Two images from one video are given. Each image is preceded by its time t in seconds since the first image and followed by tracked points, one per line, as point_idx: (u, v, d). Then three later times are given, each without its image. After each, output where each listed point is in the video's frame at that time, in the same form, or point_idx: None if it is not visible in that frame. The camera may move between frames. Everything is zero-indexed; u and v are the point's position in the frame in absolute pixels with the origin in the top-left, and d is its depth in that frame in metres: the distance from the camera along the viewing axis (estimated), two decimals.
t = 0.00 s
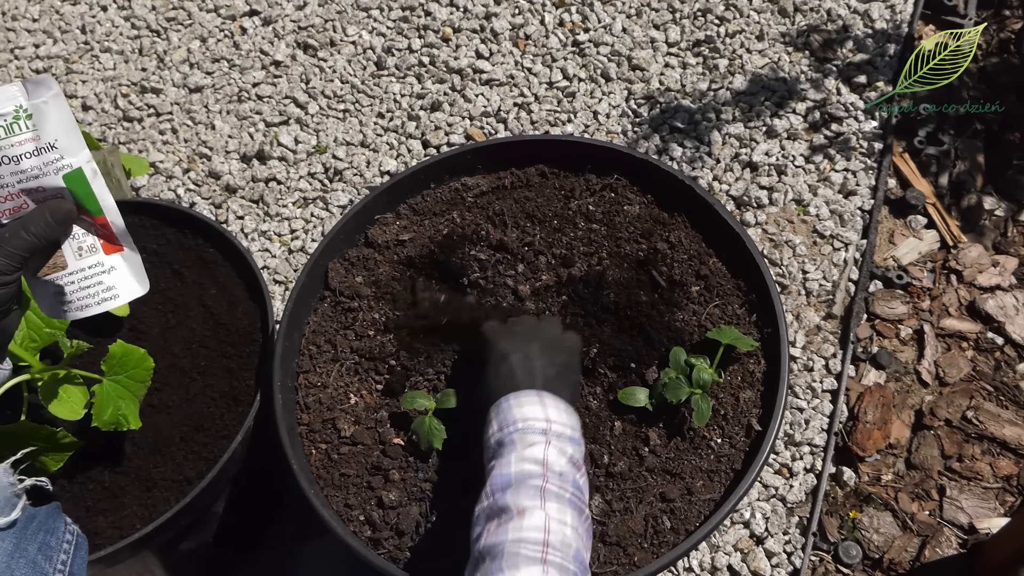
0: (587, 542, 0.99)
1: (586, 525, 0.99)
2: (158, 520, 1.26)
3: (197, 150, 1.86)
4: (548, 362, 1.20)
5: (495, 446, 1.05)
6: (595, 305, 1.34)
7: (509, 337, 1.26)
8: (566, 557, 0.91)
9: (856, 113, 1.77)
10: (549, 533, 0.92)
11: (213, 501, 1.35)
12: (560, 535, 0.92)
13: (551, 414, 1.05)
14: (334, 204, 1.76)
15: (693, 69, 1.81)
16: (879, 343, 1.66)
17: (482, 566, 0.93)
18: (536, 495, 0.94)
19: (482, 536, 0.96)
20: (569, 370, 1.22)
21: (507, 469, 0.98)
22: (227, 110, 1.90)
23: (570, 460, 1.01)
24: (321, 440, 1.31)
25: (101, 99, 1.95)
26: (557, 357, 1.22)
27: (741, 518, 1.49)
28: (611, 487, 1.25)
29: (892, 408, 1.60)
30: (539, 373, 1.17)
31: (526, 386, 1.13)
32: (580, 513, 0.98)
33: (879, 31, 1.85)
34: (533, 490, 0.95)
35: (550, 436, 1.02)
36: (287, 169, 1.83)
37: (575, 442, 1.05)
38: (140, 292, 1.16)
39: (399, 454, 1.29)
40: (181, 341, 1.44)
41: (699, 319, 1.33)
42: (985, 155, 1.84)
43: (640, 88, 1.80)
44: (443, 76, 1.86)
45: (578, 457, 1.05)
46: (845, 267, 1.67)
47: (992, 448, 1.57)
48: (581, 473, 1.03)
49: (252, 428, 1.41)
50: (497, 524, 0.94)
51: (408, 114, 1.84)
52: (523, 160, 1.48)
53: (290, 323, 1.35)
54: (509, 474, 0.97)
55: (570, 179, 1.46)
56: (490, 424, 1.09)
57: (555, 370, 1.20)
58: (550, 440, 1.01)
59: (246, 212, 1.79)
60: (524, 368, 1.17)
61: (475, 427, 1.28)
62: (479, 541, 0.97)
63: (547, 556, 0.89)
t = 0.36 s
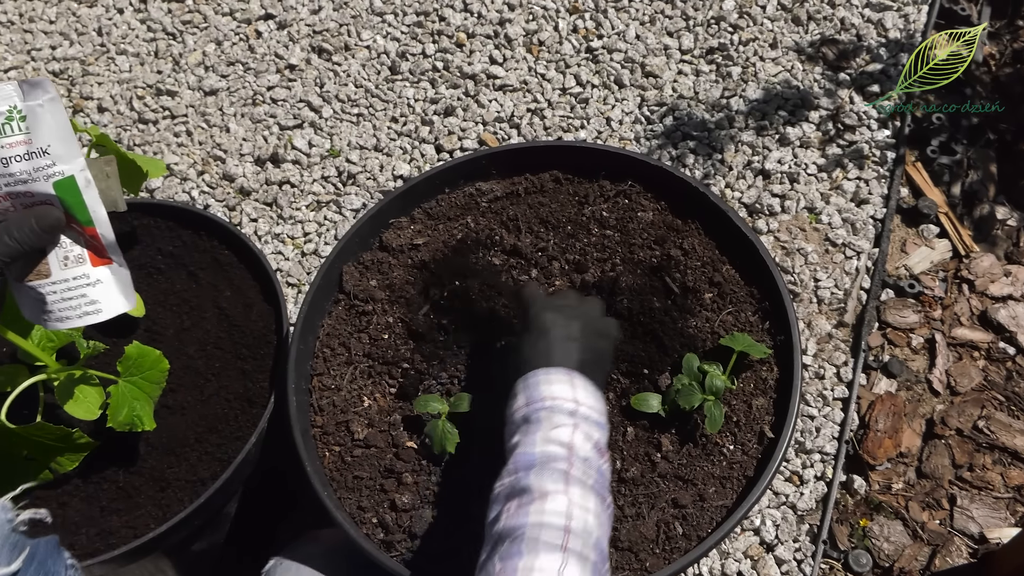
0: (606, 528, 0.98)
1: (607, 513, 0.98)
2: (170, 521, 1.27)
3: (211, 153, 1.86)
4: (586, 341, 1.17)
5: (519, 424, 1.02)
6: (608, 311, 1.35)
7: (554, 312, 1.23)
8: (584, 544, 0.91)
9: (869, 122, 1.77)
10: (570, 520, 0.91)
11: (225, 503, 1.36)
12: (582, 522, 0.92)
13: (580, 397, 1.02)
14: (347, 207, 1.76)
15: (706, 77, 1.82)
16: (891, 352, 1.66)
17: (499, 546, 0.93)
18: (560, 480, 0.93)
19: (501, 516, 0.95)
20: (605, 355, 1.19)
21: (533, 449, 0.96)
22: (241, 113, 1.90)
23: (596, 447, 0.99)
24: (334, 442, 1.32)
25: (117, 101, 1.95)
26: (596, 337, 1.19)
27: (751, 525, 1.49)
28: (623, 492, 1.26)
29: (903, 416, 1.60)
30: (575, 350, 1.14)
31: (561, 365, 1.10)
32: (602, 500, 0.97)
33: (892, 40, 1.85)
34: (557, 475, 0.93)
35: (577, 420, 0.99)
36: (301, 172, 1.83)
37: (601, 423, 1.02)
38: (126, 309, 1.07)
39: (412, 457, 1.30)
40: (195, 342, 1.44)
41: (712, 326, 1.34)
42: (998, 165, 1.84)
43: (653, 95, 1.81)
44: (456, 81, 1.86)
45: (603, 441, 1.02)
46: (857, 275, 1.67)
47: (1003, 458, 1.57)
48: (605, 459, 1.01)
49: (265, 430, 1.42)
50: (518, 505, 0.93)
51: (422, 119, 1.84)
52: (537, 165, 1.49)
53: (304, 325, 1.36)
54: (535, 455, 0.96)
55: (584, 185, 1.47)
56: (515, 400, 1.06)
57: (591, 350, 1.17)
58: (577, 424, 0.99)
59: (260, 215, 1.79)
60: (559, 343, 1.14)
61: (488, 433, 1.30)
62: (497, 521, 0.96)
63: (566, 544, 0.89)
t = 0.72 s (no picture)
0: (578, 471, 1.02)
1: (575, 454, 1.03)
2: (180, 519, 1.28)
3: (223, 153, 1.86)
4: (557, 321, 1.24)
5: (484, 391, 1.10)
6: (618, 315, 1.36)
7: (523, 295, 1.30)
8: (550, 478, 0.96)
9: (879, 130, 1.78)
10: (534, 459, 0.96)
11: (235, 501, 1.36)
12: (546, 458, 0.97)
13: (538, 359, 1.09)
14: (358, 209, 1.77)
15: (717, 83, 1.83)
16: (898, 359, 1.66)
17: (473, 497, 0.98)
18: (521, 427, 0.99)
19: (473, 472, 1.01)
20: (574, 335, 1.26)
21: (495, 409, 1.03)
22: (254, 114, 1.90)
23: (558, 399, 1.05)
24: (345, 442, 1.32)
25: (130, 100, 1.95)
26: (565, 317, 1.27)
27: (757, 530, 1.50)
28: (632, 495, 1.27)
29: (910, 424, 1.60)
30: (544, 326, 1.21)
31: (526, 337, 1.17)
32: (569, 443, 1.03)
33: (903, 49, 1.86)
34: (518, 422, 0.99)
35: (536, 378, 1.06)
36: (312, 173, 1.83)
37: (561, 380, 1.09)
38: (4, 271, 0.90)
39: (422, 457, 1.31)
40: (208, 341, 1.45)
41: (722, 331, 1.34)
42: (1007, 175, 1.85)
43: (664, 101, 1.81)
44: (468, 84, 1.87)
45: (568, 397, 1.09)
46: (866, 283, 1.68)
47: (1009, 467, 1.57)
48: (570, 410, 1.07)
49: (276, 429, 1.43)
50: (485, 457, 0.99)
51: (433, 122, 1.85)
52: (549, 170, 1.50)
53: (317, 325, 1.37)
54: (496, 412, 1.03)
55: (596, 190, 1.48)
56: (481, 374, 1.14)
57: (563, 328, 1.24)
58: (536, 381, 1.06)
59: (271, 216, 1.79)
60: (531, 319, 1.22)
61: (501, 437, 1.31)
62: (470, 476, 1.02)
63: (531, 479, 0.94)
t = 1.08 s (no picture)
0: (622, 527, 1.02)
1: (615, 507, 1.03)
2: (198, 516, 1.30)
3: (243, 155, 1.88)
4: (567, 365, 1.22)
5: (511, 454, 1.09)
6: (634, 324, 1.38)
7: (530, 343, 1.26)
8: (604, 544, 0.96)
9: (893, 146, 1.80)
10: (585, 528, 0.96)
11: (252, 500, 1.38)
12: (594, 525, 0.97)
13: (560, 414, 1.09)
14: (376, 213, 1.78)
15: (733, 96, 1.84)
16: (910, 375, 1.68)
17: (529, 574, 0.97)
18: (562, 492, 0.99)
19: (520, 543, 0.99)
20: (592, 372, 1.25)
21: (528, 474, 1.02)
22: (274, 117, 1.92)
23: (587, 453, 1.05)
24: (363, 443, 1.34)
25: (152, 101, 1.98)
26: (579, 360, 1.25)
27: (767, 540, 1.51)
28: (646, 502, 1.28)
29: (920, 439, 1.62)
30: (558, 376, 1.18)
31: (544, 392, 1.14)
32: (605, 496, 1.03)
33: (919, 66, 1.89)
34: (557, 488, 0.99)
35: (563, 436, 1.06)
36: (331, 177, 1.85)
37: (586, 432, 1.09)
38: None
39: (439, 460, 1.33)
40: (228, 341, 1.47)
41: (737, 343, 1.36)
42: (1020, 194, 1.86)
43: (681, 113, 1.83)
44: (487, 92, 1.88)
45: (597, 449, 1.09)
46: (878, 298, 1.69)
47: (1018, 484, 1.58)
48: (600, 461, 1.08)
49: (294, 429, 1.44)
50: (533, 530, 0.98)
51: (452, 128, 1.87)
52: (569, 179, 1.52)
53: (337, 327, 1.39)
54: (531, 477, 1.02)
55: (614, 200, 1.49)
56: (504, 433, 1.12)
57: (578, 371, 1.23)
58: (562, 438, 1.05)
59: (289, 218, 1.81)
60: (544, 368, 1.19)
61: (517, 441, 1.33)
62: (518, 549, 1.01)
63: (586, 550, 0.94)
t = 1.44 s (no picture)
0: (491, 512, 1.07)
1: (479, 494, 1.08)
2: (244, 505, 1.32)
3: (288, 154, 1.89)
4: (375, 360, 1.24)
5: (355, 475, 1.11)
6: (676, 335, 1.40)
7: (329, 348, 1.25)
8: (481, 538, 0.99)
9: (935, 167, 1.80)
10: (460, 530, 0.99)
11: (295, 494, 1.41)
12: (468, 522, 1.00)
13: (388, 416, 1.12)
14: (417, 216, 1.79)
15: (776, 112, 1.85)
16: (945, 397, 1.67)
17: None
18: (425, 503, 1.02)
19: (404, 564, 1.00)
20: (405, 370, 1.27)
21: (383, 493, 1.05)
22: (319, 117, 1.93)
23: (429, 449, 1.09)
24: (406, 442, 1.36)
25: (200, 97, 1.98)
26: (374, 353, 1.25)
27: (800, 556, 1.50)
28: (684, 512, 1.29)
29: (955, 461, 1.61)
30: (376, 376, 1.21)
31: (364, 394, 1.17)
32: (468, 491, 1.07)
33: (962, 88, 1.89)
34: (419, 500, 1.02)
35: (400, 440, 1.09)
36: (373, 178, 1.86)
37: (423, 426, 1.13)
38: None
39: (480, 462, 1.34)
40: (274, 336, 1.50)
41: (779, 357, 1.37)
42: None
43: (723, 127, 1.84)
44: (530, 100, 1.90)
45: (444, 445, 1.13)
46: (916, 318, 1.69)
47: None
48: (446, 454, 1.12)
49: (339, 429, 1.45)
50: (412, 551, 1.00)
51: (494, 134, 1.88)
52: (614, 189, 1.53)
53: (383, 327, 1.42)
54: (387, 494, 1.05)
55: (659, 211, 1.51)
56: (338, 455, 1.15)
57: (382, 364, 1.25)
58: (401, 443, 1.09)
59: (331, 217, 1.82)
60: (359, 375, 1.20)
61: (558, 445, 1.34)
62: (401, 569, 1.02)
63: (473, 554, 0.96)
